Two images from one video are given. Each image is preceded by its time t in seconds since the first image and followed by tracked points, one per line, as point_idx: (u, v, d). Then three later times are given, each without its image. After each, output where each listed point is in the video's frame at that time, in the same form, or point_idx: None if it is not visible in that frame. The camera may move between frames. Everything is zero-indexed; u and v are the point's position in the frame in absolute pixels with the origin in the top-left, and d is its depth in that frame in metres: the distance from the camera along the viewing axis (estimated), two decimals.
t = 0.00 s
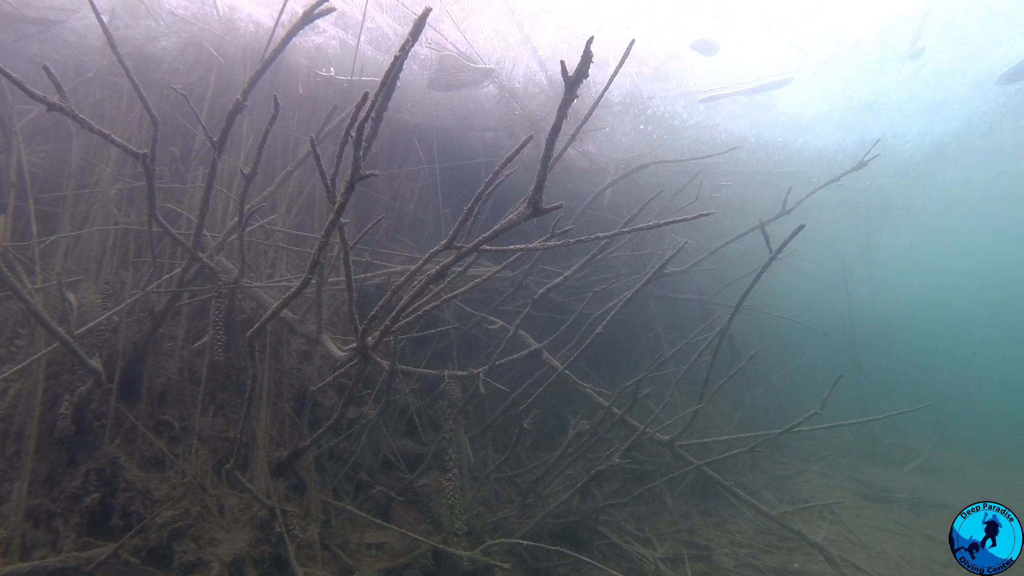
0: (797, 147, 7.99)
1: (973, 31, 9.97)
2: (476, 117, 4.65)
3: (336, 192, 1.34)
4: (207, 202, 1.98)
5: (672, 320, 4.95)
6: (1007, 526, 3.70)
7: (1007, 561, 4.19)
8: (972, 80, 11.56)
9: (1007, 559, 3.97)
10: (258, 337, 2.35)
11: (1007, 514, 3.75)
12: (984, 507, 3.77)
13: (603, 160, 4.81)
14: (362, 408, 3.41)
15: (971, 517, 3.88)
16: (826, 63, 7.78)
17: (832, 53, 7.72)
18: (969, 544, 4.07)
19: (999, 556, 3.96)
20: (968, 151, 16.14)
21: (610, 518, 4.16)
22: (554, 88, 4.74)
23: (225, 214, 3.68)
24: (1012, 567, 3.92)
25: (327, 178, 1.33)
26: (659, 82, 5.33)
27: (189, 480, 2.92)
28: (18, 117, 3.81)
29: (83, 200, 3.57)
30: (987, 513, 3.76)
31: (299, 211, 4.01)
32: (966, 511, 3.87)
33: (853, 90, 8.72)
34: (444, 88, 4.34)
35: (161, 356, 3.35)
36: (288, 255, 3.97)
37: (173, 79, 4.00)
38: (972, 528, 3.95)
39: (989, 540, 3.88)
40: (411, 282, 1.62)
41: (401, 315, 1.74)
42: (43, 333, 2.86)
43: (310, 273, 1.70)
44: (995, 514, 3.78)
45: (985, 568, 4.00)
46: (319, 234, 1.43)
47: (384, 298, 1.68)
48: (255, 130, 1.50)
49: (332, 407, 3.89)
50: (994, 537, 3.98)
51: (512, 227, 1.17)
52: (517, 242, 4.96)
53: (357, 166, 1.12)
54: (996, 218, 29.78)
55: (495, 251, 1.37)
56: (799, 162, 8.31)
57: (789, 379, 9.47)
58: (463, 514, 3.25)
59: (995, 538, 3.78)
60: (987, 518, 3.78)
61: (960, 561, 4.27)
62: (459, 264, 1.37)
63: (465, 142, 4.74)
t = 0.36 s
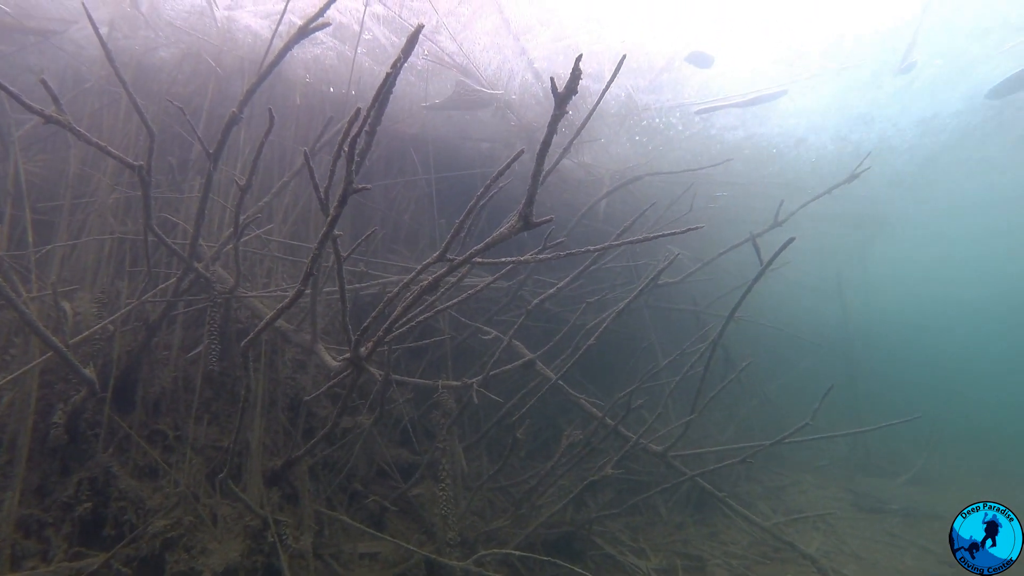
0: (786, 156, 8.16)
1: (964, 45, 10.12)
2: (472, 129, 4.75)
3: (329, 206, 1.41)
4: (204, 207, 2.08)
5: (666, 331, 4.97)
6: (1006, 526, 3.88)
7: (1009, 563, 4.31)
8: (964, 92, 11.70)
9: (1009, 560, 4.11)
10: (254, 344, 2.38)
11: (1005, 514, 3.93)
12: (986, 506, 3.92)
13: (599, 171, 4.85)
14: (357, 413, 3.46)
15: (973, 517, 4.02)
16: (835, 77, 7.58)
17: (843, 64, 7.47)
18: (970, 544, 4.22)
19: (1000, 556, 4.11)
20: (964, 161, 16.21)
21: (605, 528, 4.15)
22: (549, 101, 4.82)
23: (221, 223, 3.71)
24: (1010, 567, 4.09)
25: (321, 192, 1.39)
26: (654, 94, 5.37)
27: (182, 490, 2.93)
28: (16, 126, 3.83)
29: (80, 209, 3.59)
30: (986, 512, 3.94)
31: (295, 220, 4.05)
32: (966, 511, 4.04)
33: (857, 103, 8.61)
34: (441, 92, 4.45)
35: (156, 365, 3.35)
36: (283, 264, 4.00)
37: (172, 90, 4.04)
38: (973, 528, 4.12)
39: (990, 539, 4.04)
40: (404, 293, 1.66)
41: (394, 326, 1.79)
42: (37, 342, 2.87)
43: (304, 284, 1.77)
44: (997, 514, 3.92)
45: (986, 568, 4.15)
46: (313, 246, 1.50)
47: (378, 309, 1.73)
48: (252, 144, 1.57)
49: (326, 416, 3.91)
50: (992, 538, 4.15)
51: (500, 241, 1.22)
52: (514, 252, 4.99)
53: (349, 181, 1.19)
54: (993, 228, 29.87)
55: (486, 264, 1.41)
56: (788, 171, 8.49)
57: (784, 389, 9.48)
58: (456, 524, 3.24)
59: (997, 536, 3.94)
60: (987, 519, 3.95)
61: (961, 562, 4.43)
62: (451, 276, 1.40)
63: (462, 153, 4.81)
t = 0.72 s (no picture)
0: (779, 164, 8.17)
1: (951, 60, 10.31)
2: (466, 141, 4.73)
3: (319, 218, 1.46)
4: (196, 219, 2.11)
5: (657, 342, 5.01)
6: (1006, 525, 4.00)
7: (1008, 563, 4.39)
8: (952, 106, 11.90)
9: (1009, 559, 4.19)
10: (242, 356, 2.39)
11: (1005, 514, 4.04)
12: (986, 506, 4.01)
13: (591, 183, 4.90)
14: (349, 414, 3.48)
15: (973, 516, 4.11)
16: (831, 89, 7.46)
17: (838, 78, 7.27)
18: (970, 544, 4.30)
19: (999, 555, 4.19)
20: (956, 173, 16.35)
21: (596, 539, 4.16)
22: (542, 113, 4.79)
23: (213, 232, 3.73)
24: (1007, 566, 4.22)
25: (310, 204, 1.44)
26: (648, 106, 5.39)
27: (171, 499, 2.91)
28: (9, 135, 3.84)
29: (72, 218, 3.60)
30: (986, 512, 4.04)
31: (287, 230, 4.07)
32: (966, 511, 4.14)
33: (851, 118, 8.57)
34: (433, 104, 4.49)
35: (147, 375, 3.35)
36: (275, 274, 4.02)
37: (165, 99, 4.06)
38: (973, 527, 4.20)
39: (990, 538, 4.12)
40: (394, 305, 1.68)
41: (384, 337, 1.81)
42: (26, 351, 2.86)
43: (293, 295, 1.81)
44: (998, 514, 4.01)
45: (986, 567, 4.23)
46: (303, 257, 1.54)
47: (367, 320, 1.77)
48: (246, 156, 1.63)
49: (317, 426, 3.92)
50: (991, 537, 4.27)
51: (483, 256, 1.26)
52: (507, 263, 5.02)
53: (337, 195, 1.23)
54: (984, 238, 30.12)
55: (474, 276, 1.45)
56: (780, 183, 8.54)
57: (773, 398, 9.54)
58: (446, 534, 3.23)
59: (997, 535, 4.03)
60: (987, 518, 4.06)
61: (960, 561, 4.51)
62: (439, 287, 1.43)
63: (454, 164, 4.87)
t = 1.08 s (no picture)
0: (768, 175, 8.37)
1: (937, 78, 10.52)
2: (458, 155, 4.80)
3: (306, 235, 1.48)
4: (186, 237, 2.15)
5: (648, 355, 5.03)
6: (1006, 525, 4.03)
7: (1009, 565, 4.40)
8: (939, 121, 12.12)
9: (1009, 560, 4.21)
10: (229, 375, 2.38)
11: (1005, 514, 4.07)
12: (986, 506, 4.04)
13: (582, 197, 4.94)
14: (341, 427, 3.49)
15: (973, 516, 4.14)
16: (824, 103, 7.13)
17: (827, 93, 6.86)
18: (970, 544, 4.32)
19: (999, 556, 4.21)
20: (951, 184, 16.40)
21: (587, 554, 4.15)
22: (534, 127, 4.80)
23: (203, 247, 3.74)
24: (1008, 567, 4.23)
25: (298, 223, 1.46)
26: (637, 121, 5.46)
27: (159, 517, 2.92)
28: None
29: (62, 234, 3.61)
30: (986, 512, 4.08)
31: (279, 244, 4.10)
32: (966, 511, 4.17)
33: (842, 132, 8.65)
34: (425, 119, 4.56)
35: (136, 391, 3.35)
36: (267, 289, 4.04)
37: (158, 115, 4.12)
38: (972, 527, 4.23)
39: (990, 539, 4.15)
40: (381, 322, 1.68)
41: (371, 355, 1.80)
42: (12, 369, 2.86)
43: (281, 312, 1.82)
44: (997, 514, 4.05)
45: (985, 567, 4.24)
46: (291, 275, 1.55)
47: (355, 337, 1.77)
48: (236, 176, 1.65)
49: (307, 441, 3.92)
50: (990, 536, 4.29)
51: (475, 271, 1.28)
52: (499, 276, 5.05)
53: (324, 214, 1.26)
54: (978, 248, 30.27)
55: (461, 293, 1.46)
56: (766, 192, 8.78)
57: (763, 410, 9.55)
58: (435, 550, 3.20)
59: (997, 535, 4.05)
60: (987, 518, 4.09)
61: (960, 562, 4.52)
62: (426, 303, 1.44)
63: (446, 178, 4.90)
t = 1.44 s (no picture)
0: (758, 183, 8.63)
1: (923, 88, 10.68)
2: (450, 162, 4.87)
3: (292, 245, 1.49)
4: (174, 245, 2.17)
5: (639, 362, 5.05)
6: (1006, 525, 4.04)
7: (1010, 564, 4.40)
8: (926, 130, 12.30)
9: (1010, 559, 4.21)
10: (215, 383, 2.37)
11: (1005, 514, 4.07)
12: (986, 507, 4.04)
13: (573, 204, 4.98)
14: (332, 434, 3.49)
15: (974, 517, 4.15)
16: (813, 113, 7.22)
17: (815, 103, 6.94)
18: (972, 544, 4.32)
19: (1000, 556, 4.21)
20: (943, 191, 16.50)
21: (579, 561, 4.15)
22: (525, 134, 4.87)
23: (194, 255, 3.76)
24: (1008, 567, 4.24)
25: (284, 234, 1.46)
26: (628, 129, 5.52)
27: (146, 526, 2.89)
28: None
29: (52, 242, 3.61)
30: (986, 512, 4.07)
31: (270, 252, 4.12)
32: (966, 511, 4.18)
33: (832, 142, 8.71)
34: (418, 127, 4.55)
35: (125, 399, 3.34)
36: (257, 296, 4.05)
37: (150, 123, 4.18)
38: (973, 527, 4.23)
39: (992, 538, 4.14)
40: (367, 332, 1.68)
41: (358, 364, 1.80)
42: None
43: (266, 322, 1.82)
44: (999, 514, 4.04)
45: (987, 567, 4.24)
46: (276, 286, 1.55)
47: (340, 346, 1.77)
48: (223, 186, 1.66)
49: (297, 448, 3.92)
50: (990, 536, 4.31)
51: (455, 284, 1.28)
52: (491, 283, 5.06)
53: (308, 225, 1.26)
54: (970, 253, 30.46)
55: (447, 304, 1.46)
56: (754, 198, 9.05)
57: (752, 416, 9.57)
58: (425, 559, 3.16)
59: (998, 534, 4.05)
60: (987, 518, 4.10)
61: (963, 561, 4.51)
62: (411, 315, 1.44)
63: (438, 186, 4.95)
